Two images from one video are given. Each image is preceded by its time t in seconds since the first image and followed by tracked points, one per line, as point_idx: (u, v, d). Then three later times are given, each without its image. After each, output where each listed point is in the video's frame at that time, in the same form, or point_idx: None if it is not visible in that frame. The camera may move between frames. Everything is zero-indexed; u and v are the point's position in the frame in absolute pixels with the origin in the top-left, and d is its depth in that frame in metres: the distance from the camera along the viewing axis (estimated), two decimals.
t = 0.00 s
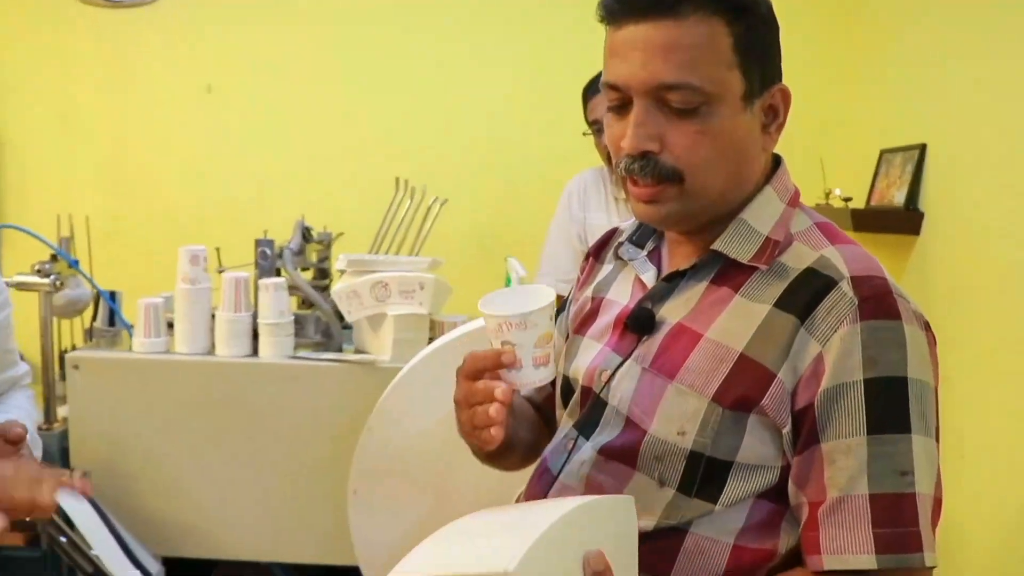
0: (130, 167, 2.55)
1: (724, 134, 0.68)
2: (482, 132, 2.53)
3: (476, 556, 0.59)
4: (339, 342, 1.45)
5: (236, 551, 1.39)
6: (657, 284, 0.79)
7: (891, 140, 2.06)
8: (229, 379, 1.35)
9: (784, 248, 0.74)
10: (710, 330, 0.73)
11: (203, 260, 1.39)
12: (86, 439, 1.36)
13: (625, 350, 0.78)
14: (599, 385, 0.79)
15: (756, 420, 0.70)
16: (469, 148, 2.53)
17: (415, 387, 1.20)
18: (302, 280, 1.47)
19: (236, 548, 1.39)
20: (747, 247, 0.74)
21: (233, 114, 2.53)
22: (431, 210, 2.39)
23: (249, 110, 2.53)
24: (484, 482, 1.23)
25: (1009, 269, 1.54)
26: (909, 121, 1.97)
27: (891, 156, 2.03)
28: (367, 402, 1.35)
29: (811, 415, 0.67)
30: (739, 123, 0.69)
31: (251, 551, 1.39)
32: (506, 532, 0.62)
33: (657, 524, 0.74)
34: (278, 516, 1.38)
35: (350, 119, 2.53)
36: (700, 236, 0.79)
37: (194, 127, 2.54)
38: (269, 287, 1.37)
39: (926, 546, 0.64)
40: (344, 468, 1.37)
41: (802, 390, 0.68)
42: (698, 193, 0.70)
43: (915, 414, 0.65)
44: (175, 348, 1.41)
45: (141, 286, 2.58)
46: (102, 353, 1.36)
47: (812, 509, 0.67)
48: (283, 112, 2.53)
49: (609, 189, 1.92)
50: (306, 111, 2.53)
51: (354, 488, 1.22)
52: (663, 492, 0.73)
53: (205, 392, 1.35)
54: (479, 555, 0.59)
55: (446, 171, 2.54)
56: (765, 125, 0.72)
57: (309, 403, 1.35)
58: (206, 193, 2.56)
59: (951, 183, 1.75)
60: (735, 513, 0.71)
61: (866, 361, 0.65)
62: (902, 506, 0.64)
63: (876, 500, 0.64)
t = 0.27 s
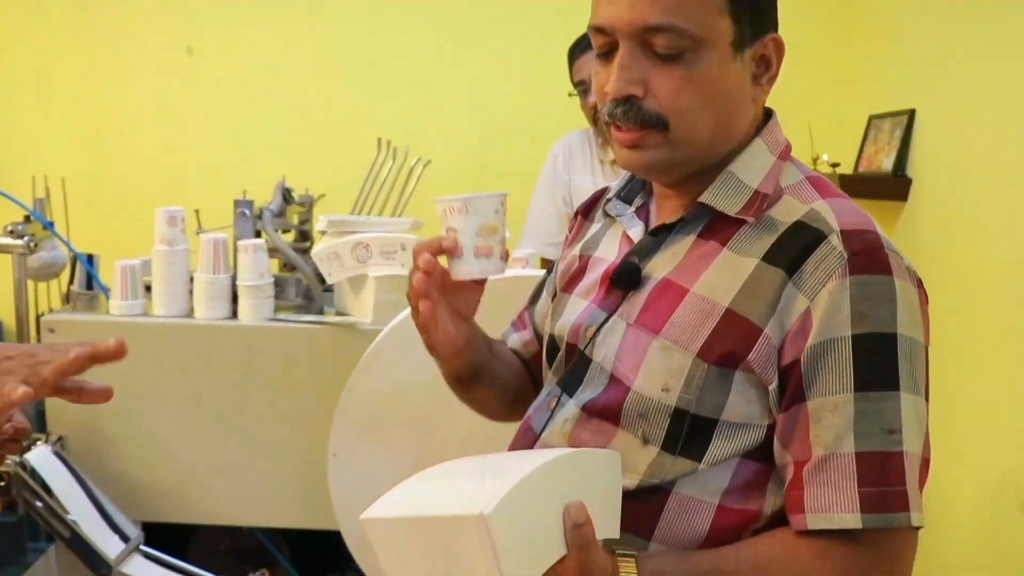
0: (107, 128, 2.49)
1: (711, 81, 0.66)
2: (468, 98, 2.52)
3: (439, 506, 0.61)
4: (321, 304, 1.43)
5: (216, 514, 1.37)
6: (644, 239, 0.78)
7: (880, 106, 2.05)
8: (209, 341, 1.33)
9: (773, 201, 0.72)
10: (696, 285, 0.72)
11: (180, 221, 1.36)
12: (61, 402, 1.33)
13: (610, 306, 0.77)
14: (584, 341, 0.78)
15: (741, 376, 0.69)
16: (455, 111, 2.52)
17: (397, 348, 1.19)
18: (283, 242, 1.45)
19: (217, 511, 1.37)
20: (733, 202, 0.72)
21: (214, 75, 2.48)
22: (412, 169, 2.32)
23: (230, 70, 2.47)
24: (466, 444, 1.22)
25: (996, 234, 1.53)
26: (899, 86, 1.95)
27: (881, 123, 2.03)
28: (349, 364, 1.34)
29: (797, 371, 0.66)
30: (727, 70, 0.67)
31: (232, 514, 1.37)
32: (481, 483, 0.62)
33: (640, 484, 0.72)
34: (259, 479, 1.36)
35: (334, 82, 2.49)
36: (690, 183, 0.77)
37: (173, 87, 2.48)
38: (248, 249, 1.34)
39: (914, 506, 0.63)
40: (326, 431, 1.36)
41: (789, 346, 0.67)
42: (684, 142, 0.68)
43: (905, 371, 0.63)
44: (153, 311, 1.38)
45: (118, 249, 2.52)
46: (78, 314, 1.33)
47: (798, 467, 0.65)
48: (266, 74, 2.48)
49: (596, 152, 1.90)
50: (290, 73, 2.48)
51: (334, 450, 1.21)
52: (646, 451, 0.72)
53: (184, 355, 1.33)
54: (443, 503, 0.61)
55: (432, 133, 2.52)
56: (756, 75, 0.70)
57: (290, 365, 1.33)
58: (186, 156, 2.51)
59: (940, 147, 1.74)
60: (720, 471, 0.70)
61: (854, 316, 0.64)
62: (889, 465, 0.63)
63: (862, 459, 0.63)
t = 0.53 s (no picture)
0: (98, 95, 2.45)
1: (656, 11, 0.68)
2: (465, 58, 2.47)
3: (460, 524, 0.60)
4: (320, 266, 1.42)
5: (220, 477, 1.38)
6: (646, 187, 0.78)
7: (883, 60, 2.02)
8: (209, 305, 1.32)
9: (773, 142, 0.70)
10: (697, 234, 0.71)
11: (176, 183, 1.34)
12: (61, 369, 1.33)
13: (615, 257, 0.77)
14: (588, 294, 0.78)
15: (748, 327, 0.68)
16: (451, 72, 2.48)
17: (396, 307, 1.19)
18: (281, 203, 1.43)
19: (220, 474, 1.38)
20: (733, 142, 0.71)
21: (204, 39, 2.43)
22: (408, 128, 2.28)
23: (220, 33, 2.43)
24: (469, 401, 1.22)
25: (997, 189, 1.51)
26: (903, 39, 1.92)
27: (883, 77, 2.00)
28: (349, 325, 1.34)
29: (810, 322, 0.64)
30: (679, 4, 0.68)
31: (235, 476, 1.38)
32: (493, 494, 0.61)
33: (644, 434, 0.72)
34: (262, 441, 1.37)
35: (328, 44, 2.45)
36: (677, 119, 0.77)
37: (164, 50, 2.43)
38: (244, 210, 1.32)
39: (934, 454, 0.61)
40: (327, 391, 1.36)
41: (797, 298, 0.65)
42: (627, 65, 0.71)
43: (919, 317, 0.62)
44: (151, 275, 1.37)
45: (114, 215, 2.50)
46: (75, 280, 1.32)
47: (819, 420, 0.64)
48: (257, 37, 2.43)
49: (594, 108, 1.88)
50: (282, 35, 2.44)
51: (337, 411, 1.20)
52: (651, 403, 0.72)
53: (183, 319, 1.32)
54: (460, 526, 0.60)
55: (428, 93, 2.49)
56: (726, 17, 0.70)
57: (290, 327, 1.33)
58: (180, 122, 2.48)
59: (943, 99, 1.72)
60: (727, 423, 0.70)
61: (866, 264, 0.62)
62: (910, 413, 0.61)
63: (885, 409, 0.61)
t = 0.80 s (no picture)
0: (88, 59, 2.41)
1: None
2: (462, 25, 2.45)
3: (618, 220, 0.41)
4: (316, 231, 1.41)
5: (215, 444, 1.38)
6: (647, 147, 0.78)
7: (884, 29, 2.00)
8: (202, 270, 1.31)
9: (772, 105, 0.70)
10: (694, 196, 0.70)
11: (170, 146, 1.33)
12: (53, 335, 1.32)
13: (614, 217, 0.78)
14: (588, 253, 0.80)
15: (737, 289, 0.67)
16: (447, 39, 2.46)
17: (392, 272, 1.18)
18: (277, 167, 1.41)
19: (215, 440, 1.38)
20: (732, 102, 0.71)
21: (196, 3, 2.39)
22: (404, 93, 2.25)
23: None
24: (464, 366, 1.22)
25: (993, 161, 1.51)
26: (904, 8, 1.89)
27: (884, 46, 1.98)
28: (344, 290, 1.33)
29: (802, 286, 0.63)
30: None
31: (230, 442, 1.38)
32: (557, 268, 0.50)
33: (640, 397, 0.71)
34: (257, 407, 1.36)
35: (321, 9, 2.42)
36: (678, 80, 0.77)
37: (153, 15, 2.39)
38: (240, 173, 1.31)
39: (921, 424, 0.60)
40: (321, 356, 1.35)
41: (789, 261, 0.64)
42: (627, 26, 0.71)
43: (915, 285, 0.60)
44: (145, 240, 1.36)
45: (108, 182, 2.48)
46: (67, 244, 1.31)
47: (803, 383, 0.63)
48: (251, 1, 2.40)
49: (594, 74, 1.86)
50: None
51: (331, 376, 1.20)
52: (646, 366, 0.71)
53: (177, 285, 1.31)
54: (607, 225, 0.41)
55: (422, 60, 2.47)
56: None
57: (285, 294, 1.32)
58: (173, 88, 2.45)
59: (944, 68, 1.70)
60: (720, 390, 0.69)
61: (861, 228, 0.60)
62: (899, 380, 0.60)
63: (876, 374, 0.60)
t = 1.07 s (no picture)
0: (68, 30, 2.38)
1: None
2: None
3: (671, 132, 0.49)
4: (299, 201, 1.39)
5: (200, 415, 1.37)
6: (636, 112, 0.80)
7: None
8: (185, 240, 1.30)
9: (756, 66, 0.70)
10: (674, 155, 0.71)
11: (151, 115, 1.31)
12: (35, 307, 1.31)
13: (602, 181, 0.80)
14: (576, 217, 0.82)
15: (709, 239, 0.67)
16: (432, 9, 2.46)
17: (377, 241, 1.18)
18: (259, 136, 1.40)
19: (200, 412, 1.37)
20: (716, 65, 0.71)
21: None
22: (389, 60, 2.23)
23: None
24: (450, 334, 1.21)
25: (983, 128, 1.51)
26: None
27: (870, 16, 1.98)
28: (327, 260, 1.32)
29: (770, 232, 0.62)
30: None
31: (214, 412, 1.37)
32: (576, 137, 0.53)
33: (615, 359, 0.71)
34: (242, 377, 1.36)
35: None
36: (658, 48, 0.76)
37: None
38: (222, 142, 1.30)
39: (888, 379, 0.59)
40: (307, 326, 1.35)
41: (760, 211, 0.64)
42: None
43: (886, 245, 0.60)
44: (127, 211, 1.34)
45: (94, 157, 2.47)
46: (48, 215, 1.30)
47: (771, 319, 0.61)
48: None
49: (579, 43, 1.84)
50: None
51: (315, 345, 1.19)
52: (624, 326, 0.71)
53: (159, 255, 1.30)
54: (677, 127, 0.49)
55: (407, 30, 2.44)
56: None
57: (270, 264, 1.32)
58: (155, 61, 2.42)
59: (931, 37, 1.70)
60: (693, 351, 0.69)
61: (834, 181, 0.61)
62: (870, 330, 0.59)
63: (848, 315, 0.58)
